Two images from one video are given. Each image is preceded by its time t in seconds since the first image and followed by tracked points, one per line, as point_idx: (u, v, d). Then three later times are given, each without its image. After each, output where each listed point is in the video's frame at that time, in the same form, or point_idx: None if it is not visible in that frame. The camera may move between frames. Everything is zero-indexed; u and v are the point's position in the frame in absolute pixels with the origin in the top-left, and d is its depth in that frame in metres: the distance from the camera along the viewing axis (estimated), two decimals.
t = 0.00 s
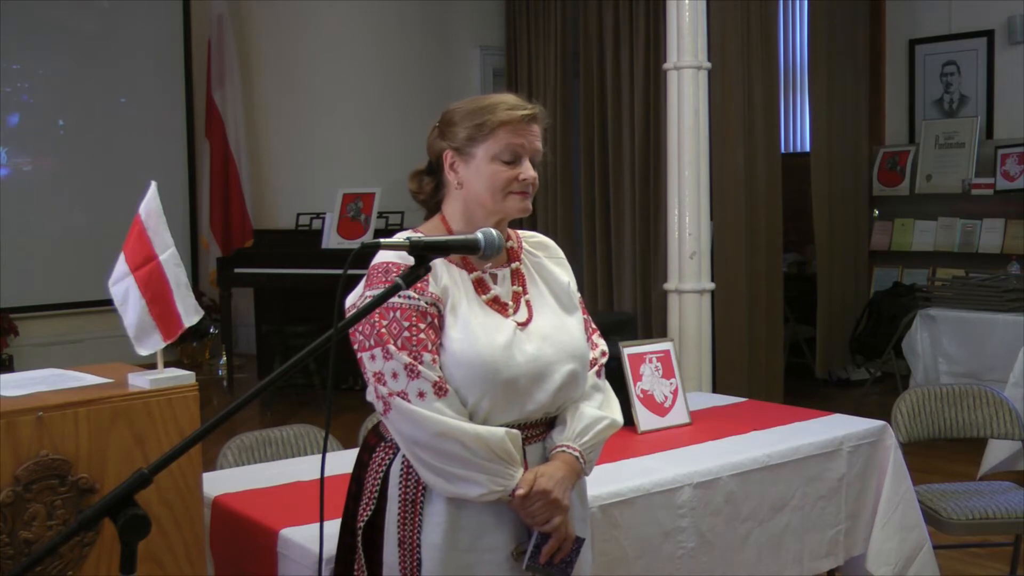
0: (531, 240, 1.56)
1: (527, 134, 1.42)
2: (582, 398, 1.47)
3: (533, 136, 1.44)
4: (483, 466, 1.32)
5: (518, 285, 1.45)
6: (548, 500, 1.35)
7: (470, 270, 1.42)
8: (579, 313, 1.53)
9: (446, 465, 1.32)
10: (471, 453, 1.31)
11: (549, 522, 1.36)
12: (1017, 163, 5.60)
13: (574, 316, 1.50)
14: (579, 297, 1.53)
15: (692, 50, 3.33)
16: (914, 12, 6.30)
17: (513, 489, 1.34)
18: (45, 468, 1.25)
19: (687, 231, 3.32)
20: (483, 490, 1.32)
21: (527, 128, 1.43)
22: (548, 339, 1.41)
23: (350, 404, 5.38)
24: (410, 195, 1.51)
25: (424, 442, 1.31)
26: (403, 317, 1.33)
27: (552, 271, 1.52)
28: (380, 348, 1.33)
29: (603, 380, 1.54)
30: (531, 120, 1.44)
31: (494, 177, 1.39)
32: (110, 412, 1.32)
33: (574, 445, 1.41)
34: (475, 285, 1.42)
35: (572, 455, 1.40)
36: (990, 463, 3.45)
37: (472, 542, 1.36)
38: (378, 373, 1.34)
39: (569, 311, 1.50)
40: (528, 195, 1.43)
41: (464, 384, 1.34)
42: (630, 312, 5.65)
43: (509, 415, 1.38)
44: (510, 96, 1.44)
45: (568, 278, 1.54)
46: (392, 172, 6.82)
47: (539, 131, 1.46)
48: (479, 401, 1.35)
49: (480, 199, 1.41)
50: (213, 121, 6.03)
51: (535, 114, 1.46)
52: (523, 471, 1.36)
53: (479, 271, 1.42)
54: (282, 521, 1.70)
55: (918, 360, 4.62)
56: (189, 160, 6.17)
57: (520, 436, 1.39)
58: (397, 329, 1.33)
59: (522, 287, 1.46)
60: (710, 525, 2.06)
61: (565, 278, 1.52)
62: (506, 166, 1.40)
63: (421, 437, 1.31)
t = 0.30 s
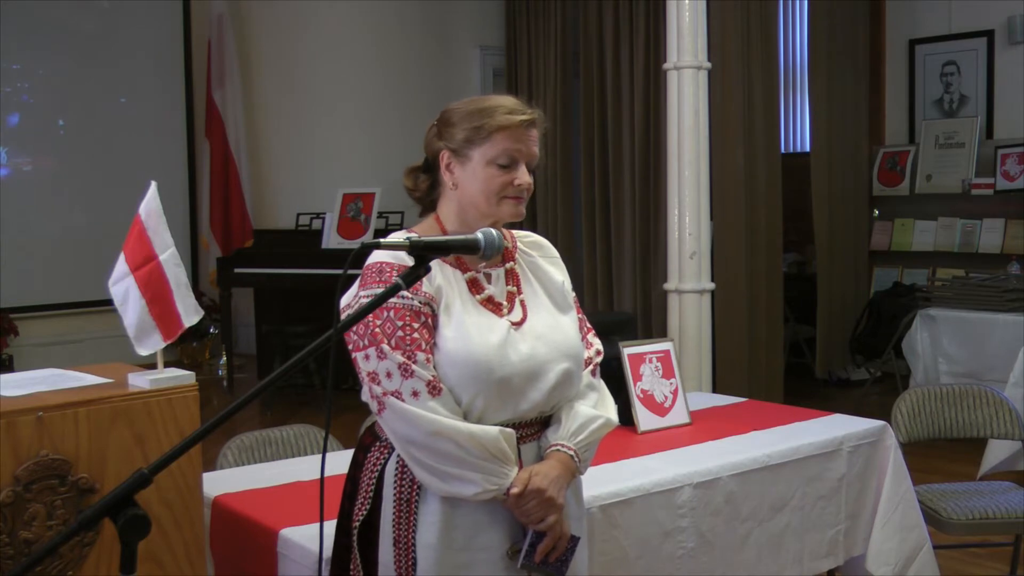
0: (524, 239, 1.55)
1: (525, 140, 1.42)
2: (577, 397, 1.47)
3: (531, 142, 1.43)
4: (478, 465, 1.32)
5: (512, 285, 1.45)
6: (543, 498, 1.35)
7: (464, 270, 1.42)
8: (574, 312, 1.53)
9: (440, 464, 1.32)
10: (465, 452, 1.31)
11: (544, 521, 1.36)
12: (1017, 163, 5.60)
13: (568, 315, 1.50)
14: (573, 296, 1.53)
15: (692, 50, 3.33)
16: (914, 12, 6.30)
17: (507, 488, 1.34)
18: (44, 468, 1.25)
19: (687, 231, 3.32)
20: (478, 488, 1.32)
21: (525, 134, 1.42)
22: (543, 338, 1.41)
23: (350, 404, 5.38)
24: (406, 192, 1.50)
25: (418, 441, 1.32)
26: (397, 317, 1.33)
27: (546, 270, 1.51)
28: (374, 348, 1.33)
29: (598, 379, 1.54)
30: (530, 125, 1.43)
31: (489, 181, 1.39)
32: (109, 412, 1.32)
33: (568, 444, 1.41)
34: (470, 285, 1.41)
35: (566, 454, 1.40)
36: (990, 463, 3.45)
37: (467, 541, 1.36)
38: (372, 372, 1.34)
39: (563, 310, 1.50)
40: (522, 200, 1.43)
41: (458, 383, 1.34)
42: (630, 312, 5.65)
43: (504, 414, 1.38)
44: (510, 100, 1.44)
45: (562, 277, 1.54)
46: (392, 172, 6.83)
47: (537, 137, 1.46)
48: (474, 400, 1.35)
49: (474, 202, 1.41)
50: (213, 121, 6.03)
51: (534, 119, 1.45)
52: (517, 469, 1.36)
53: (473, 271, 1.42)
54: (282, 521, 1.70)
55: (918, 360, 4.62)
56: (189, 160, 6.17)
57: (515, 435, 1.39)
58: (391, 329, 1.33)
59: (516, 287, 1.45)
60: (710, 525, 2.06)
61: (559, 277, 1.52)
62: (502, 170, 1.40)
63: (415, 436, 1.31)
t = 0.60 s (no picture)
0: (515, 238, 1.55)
1: (517, 147, 1.41)
2: (568, 396, 1.47)
3: (524, 148, 1.42)
4: (468, 464, 1.31)
5: (502, 285, 1.45)
6: (534, 497, 1.35)
7: (453, 270, 1.42)
8: (563, 310, 1.53)
9: (430, 464, 1.32)
10: (455, 451, 1.31)
11: (535, 520, 1.36)
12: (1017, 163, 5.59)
13: (558, 314, 1.50)
14: (562, 295, 1.53)
15: (692, 50, 3.33)
16: (914, 12, 6.30)
17: (498, 486, 1.34)
18: (44, 468, 1.25)
19: (687, 231, 3.32)
20: (469, 487, 1.32)
21: (519, 141, 1.41)
22: (532, 338, 1.41)
23: (351, 404, 5.38)
24: (398, 188, 1.50)
25: (408, 441, 1.31)
26: (386, 317, 1.33)
27: (536, 270, 1.51)
28: (363, 348, 1.33)
29: (589, 378, 1.54)
30: (524, 131, 1.42)
31: (479, 186, 1.39)
32: (109, 412, 1.32)
33: (560, 443, 1.41)
34: (459, 285, 1.41)
35: (557, 453, 1.40)
36: (990, 463, 3.45)
37: (458, 541, 1.36)
38: (362, 373, 1.34)
39: (553, 309, 1.50)
40: (512, 206, 1.42)
41: (447, 383, 1.34)
42: (630, 312, 5.65)
43: (494, 413, 1.38)
44: (505, 104, 1.43)
45: (552, 276, 1.54)
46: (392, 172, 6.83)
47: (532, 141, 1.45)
48: (463, 400, 1.35)
49: (465, 205, 1.41)
50: (213, 121, 6.03)
51: (530, 124, 1.44)
52: (508, 468, 1.36)
53: (462, 271, 1.42)
54: (282, 522, 1.70)
55: (918, 360, 4.62)
56: (189, 160, 6.17)
57: (505, 434, 1.39)
58: (380, 329, 1.33)
59: (506, 287, 1.45)
60: (710, 525, 2.06)
61: (549, 276, 1.52)
62: (492, 176, 1.39)
63: (405, 436, 1.31)
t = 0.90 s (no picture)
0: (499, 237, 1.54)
1: (501, 150, 1.39)
2: (553, 395, 1.46)
3: (507, 151, 1.41)
4: (451, 464, 1.31)
5: (486, 285, 1.44)
6: (519, 497, 1.34)
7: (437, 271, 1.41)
8: (549, 309, 1.52)
9: (413, 465, 1.31)
10: (438, 452, 1.30)
11: (521, 519, 1.35)
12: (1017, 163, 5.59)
13: (543, 312, 1.49)
14: (547, 293, 1.52)
15: (692, 50, 3.33)
16: (914, 12, 6.30)
17: (483, 486, 1.33)
18: (44, 468, 1.25)
19: (687, 231, 3.32)
20: (453, 488, 1.31)
21: (502, 145, 1.40)
22: (516, 336, 1.40)
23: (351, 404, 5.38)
24: (381, 189, 1.48)
25: (391, 442, 1.31)
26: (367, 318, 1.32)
27: (520, 268, 1.50)
28: (346, 350, 1.33)
29: (575, 376, 1.54)
30: (508, 135, 1.41)
31: (461, 190, 1.38)
32: (109, 412, 1.32)
33: (545, 442, 1.39)
34: (442, 286, 1.40)
35: (543, 452, 1.38)
36: (990, 463, 3.45)
37: (445, 541, 1.35)
38: (345, 375, 1.33)
39: (538, 307, 1.49)
40: (493, 210, 1.41)
41: (429, 384, 1.33)
42: (630, 312, 5.65)
43: (477, 414, 1.37)
44: (489, 107, 1.42)
45: (536, 274, 1.53)
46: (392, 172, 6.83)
47: (516, 146, 1.43)
48: (446, 401, 1.34)
49: (446, 208, 1.39)
50: (213, 122, 6.03)
51: (514, 129, 1.43)
52: (493, 467, 1.35)
53: (445, 272, 1.41)
54: (283, 521, 1.70)
55: (918, 360, 4.62)
56: (189, 160, 6.17)
57: (490, 434, 1.38)
58: (361, 331, 1.32)
59: (490, 286, 1.44)
60: (710, 525, 2.06)
61: (533, 275, 1.51)
62: (475, 179, 1.38)
63: (387, 437, 1.31)
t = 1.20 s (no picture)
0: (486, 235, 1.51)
1: (479, 153, 1.36)
2: (539, 394, 1.44)
3: (485, 153, 1.37)
4: (426, 466, 1.29)
5: (470, 284, 1.41)
6: (496, 498, 1.31)
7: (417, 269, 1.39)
8: (535, 307, 1.49)
9: (389, 466, 1.30)
10: (412, 453, 1.29)
11: (498, 520, 1.32)
12: (1017, 163, 5.58)
13: (529, 311, 1.47)
14: (532, 292, 1.50)
15: (692, 50, 3.33)
16: (914, 12, 6.30)
17: (459, 487, 1.31)
18: (44, 468, 1.25)
19: (687, 231, 3.32)
20: (429, 489, 1.30)
21: (481, 147, 1.36)
22: (498, 336, 1.37)
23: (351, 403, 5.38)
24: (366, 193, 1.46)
25: (366, 443, 1.30)
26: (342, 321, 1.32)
27: (504, 266, 1.48)
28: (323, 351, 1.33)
29: (565, 376, 1.51)
30: (486, 137, 1.38)
31: (438, 194, 1.35)
32: (110, 412, 1.32)
33: (527, 442, 1.37)
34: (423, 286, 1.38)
35: (524, 453, 1.36)
36: (990, 463, 3.45)
37: (424, 541, 1.34)
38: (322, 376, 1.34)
39: (524, 306, 1.47)
40: (473, 214, 1.38)
41: (405, 386, 1.32)
42: (630, 312, 5.65)
43: (457, 415, 1.36)
44: (466, 108, 1.38)
45: (522, 272, 1.51)
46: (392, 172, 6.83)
47: (495, 146, 1.40)
48: (423, 403, 1.33)
49: (425, 212, 1.36)
50: (213, 121, 6.03)
51: (494, 130, 1.39)
52: (471, 468, 1.33)
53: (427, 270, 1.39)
54: (283, 521, 1.70)
55: (918, 360, 4.62)
56: (189, 160, 6.17)
57: (467, 434, 1.36)
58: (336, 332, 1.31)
59: (475, 286, 1.42)
60: (710, 524, 2.06)
61: (517, 272, 1.49)
62: (452, 183, 1.35)
63: (362, 438, 1.29)
